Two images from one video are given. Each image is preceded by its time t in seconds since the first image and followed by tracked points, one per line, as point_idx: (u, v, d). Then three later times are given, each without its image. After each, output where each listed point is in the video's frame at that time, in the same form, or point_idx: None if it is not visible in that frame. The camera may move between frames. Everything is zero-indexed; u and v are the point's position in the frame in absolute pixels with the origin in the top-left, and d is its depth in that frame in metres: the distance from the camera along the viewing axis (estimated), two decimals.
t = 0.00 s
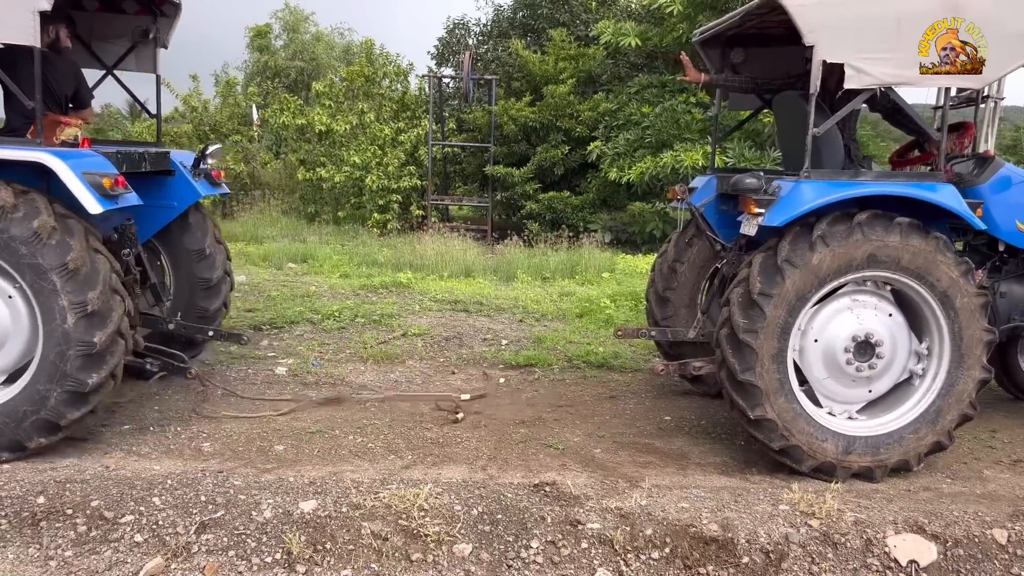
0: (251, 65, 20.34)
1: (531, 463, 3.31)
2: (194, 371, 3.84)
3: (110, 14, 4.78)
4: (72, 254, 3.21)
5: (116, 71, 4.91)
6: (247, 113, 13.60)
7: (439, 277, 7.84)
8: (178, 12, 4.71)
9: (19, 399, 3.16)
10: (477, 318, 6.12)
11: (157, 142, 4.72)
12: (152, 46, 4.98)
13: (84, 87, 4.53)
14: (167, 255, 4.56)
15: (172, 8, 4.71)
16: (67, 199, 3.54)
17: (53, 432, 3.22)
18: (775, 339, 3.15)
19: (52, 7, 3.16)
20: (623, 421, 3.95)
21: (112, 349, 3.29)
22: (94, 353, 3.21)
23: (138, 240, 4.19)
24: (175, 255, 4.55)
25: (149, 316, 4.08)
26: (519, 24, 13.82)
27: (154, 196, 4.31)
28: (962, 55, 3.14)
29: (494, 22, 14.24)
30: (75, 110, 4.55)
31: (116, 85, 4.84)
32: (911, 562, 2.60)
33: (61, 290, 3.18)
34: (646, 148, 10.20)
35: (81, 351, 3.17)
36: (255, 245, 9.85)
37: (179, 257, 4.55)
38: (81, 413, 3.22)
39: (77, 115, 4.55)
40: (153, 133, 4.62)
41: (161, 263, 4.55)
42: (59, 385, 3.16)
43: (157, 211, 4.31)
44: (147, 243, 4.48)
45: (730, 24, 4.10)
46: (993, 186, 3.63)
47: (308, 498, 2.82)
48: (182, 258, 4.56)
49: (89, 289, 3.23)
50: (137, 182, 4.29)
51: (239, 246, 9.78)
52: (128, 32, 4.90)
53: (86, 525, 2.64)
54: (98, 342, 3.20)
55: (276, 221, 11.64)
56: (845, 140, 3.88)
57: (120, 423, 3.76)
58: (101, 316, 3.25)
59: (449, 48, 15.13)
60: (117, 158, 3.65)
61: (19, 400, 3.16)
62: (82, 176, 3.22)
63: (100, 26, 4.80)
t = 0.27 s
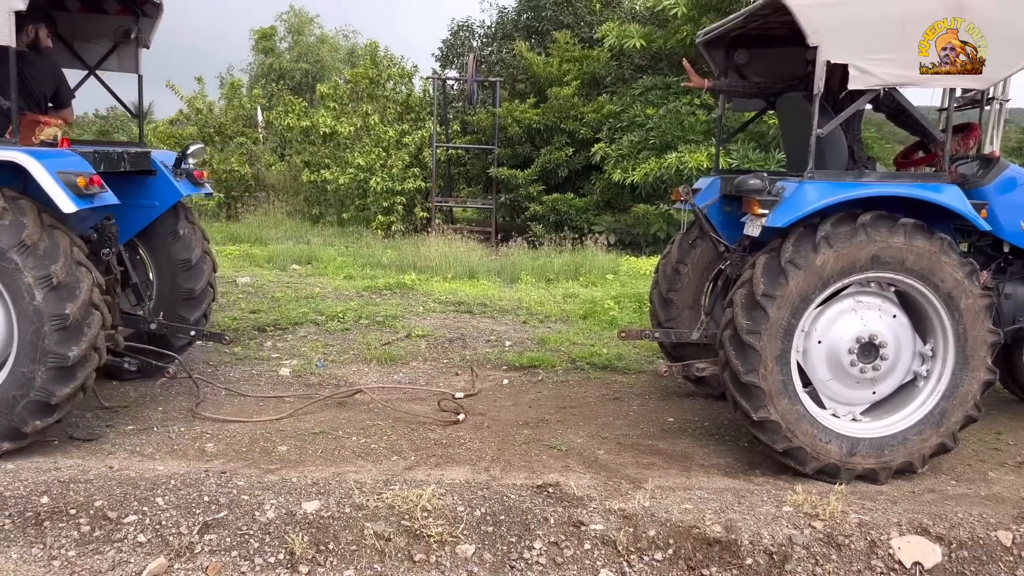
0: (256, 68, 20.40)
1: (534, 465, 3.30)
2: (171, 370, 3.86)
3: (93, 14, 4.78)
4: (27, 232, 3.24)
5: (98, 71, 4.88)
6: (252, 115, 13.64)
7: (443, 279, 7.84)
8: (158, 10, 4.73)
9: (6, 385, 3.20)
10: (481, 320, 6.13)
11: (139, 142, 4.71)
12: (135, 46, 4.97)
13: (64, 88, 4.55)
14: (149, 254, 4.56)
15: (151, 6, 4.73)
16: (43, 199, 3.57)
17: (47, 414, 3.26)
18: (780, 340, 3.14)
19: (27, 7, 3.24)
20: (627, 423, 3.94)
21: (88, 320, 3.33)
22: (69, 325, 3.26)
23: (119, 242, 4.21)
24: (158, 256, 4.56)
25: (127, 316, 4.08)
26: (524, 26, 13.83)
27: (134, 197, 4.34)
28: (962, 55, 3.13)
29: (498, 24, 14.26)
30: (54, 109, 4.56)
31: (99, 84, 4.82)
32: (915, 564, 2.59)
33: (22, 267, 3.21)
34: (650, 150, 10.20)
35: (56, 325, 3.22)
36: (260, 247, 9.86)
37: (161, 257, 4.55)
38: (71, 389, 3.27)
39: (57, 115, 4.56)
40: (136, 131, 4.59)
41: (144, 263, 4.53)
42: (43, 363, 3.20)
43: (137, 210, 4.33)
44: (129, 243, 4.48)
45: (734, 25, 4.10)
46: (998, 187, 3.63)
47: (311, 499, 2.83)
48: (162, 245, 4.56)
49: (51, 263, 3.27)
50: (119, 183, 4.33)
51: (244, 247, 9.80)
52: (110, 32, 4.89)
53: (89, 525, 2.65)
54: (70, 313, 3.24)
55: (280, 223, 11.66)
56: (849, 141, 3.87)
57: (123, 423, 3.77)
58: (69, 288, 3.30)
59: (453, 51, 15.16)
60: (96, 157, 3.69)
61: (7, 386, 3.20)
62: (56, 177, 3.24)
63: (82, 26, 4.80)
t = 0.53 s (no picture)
0: (263, 71, 20.48)
1: (539, 467, 3.30)
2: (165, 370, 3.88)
3: (88, 16, 4.77)
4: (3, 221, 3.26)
5: (94, 72, 4.88)
6: (258, 118, 13.68)
7: (448, 282, 7.85)
8: (155, 12, 4.84)
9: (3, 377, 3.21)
10: (487, 322, 6.13)
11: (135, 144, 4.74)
12: (129, 48, 5.04)
13: (55, 88, 4.60)
14: (141, 252, 4.57)
15: (147, 8, 4.81)
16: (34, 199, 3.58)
17: (47, 402, 3.28)
18: (786, 344, 3.14)
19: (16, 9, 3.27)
20: (632, 426, 3.94)
21: (76, 306, 3.34)
22: (57, 312, 3.27)
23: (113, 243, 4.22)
24: (149, 254, 4.57)
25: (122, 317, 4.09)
26: (529, 28, 13.85)
27: (127, 199, 4.34)
28: (962, 55, 3.12)
29: (504, 27, 14.29)
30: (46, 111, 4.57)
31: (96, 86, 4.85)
32: (923, 569, 2.58)
33: (4, 257, 3.22)
34: (655, 153, 10.19)
35: (42, 311, 3.23)
36: (266, 249, 9.89)
37: (153, 254, 4.56)
38: (68, 374, 3.28)
39: (50, 116, 4.58)
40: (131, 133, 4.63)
41: (137, 262, 4.56)
42: (36, 351, 3.21)
43: (131, 212, 4.34)
44: (121, 243, 4.49)
45: (740, 28, 4.10)
46: (1005, 191, 3.61)
47: (317, 501, 2.83)
48: (152, 240, 4.57)
49: (31, 251, 3.28)
50: (112, 185, 4.34)
51: (250, 249, 9.83)
52: (104, 34, 4.92)
53: (96, 526, 2.66)
54: (55, 298, 3.26)
55: (286, 225, 11.69)
56: (856, 145, 3.86)
57: (130, 425, 3.79)
58: (52, 275, 3.31)
59: (459, 54, 15.19)
60: (89, 159, 3.70)
61: (3, 377, 3.21)
62: (46, 178, 3.25)
63: (77, 28, 4.77)
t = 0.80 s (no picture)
0: (268, 75, 20.55)
1: (544, 473, 3.30)
2: (174, 376, 3.90)
3: (97, 22, 4.82)
4: (16, 226, 3.28)
5: (102, 78, 4.94)
6: (263, 121, 13.73)
7: (452, 286, 7.85)
8: (162, 18, 4.71)
9: (12, 381, 3.24)
10: (491, 327, 6.13)
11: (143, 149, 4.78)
12: (139, 53, 5.01)
13: (61, 92, 4.65)
14: (148, 255, 4.58)
15: (156, 15, 4.72)
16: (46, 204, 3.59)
17: (56, 407, 3.29)
18: (792, 349, 3.14)
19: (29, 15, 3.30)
20: (637, 431, 3.93)
21: (85, 312, 3.35)
22: (66, 317, 3.29)
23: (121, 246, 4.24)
24: (156, 257, 4.58)
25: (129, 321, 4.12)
26: (534, 33, 13.88)
27: (135, 203, 4.37)
28: (962, 55, 3.12)
29: (509, 32, 14.33)
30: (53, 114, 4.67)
31: (102, 91, 4.90)
32: None
33: (15, 262, 3.25)
34: (659, 158, 10.20)
35: (52, 316, 3.25)
36: (270, 253, 9.91)
37: (160, 258, 4.58)
38: (77, 378, 3.29)
39: (57, 119, 4.67)
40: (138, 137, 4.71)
41: (144, 266, 4.56)
42: (44, 357, 3.23)
43: (138, 216, 4.36)
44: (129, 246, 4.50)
45: (746, 34, 4.12)
46: (1012, 197, 3.60)
47: (322, 505, 2.83)
48: (159, 243, 4.59)
49: (43, 256, 3.30)
50: (120, 188, 4.35)
51: (254, 252, 9.85)
52: (114, 40, 4.92)
53: (101, 529, 2.66)
54: (64, 303, 3.27)
55: (291, 229, 11.72)
56: (862, 151, 3.86)
57: (135, 428, 3.80)
58: (63, 281, 3.33)
59: (463, 59, 15.23)
60: (100, 163, 3.72)
61: (12, 382, 3.24)
62: (56, 181, 3.27)
63: (87, 33, 4.87)
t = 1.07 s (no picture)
0: (272, 78, 20.61)
1: (545, 478, 3.30)
2: (180, 381, 3.93)
3: (105, 25, 4.86)
4: (29, 234, 3.28)
5: (110, 82, 4.93)
6: (266, 125, 13.76)
7: (455, 290, 7.86)
8: (170, 22, 4.76)
9: (18, 388, 3.24)
10: (493, 331, 6.13)
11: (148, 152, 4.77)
12: (147, 57, 4.99)
13: (72, 95, 4.68)
14: (156, 259, 4.59)
15: (164, 19, 4.76)
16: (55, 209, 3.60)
17: (59, 415, 3.30)
18: (794, 355, 3.13)
19: (38, 19, 3.31)
20: (639, 436, 3.93)
21: (95, 320, 3.36)
22: (76, 326, 3.29)
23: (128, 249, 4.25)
24: (164, 262, 4.60)
25: (136, 324, 4.15)
26: (537, 38, 13.90)
27: (143, 206, 4.37)
28: (962, 55, 3.11)
29: (512, 37, 14.36)
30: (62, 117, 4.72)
31: (110, 95, 4.89)
32: None
33: (27, 269, 3.25)
34: (662, 163, 10.20)
35: (62, 324, 3.26)
36: (273, 256, 9.93)
37: (167, 263, 4.59)
38: (83, 387, 3.31)
39: (66, 122, 4.71)
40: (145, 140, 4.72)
41: (151, 269, 4.59)
42: (52, 364, 3.24)
43: (146, 219, 4.37)
44: (137, 250, 4.51)
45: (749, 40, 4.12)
46: (1014, 204, 3.59)
47: (323, 509, 2.84)
48: (168, 247, 4.60)
49: (54, 264, 3.31)
50: (128, 192, 4.35)
51: (257, 256, 9.87)
52: (123, 43, 4.95)
53: (103, 532, 2.66)
54: (75, 312, 3.28)
55: (293, 233, 11.73)
56: (864, 158, 3.87)
57: (137, 431, 3.80)
58: (74, 289, 3.34)
59: (467, 63, 15.26)
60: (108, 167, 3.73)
61: (18, 388, 3.24)
62: (66, 186, 3.28)
63: (96, 37, 4.89)
